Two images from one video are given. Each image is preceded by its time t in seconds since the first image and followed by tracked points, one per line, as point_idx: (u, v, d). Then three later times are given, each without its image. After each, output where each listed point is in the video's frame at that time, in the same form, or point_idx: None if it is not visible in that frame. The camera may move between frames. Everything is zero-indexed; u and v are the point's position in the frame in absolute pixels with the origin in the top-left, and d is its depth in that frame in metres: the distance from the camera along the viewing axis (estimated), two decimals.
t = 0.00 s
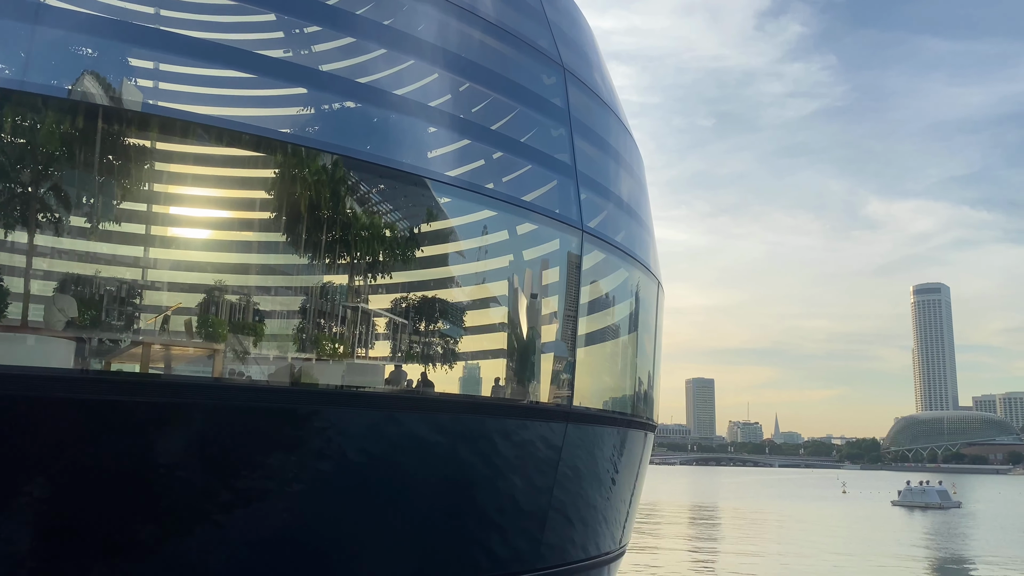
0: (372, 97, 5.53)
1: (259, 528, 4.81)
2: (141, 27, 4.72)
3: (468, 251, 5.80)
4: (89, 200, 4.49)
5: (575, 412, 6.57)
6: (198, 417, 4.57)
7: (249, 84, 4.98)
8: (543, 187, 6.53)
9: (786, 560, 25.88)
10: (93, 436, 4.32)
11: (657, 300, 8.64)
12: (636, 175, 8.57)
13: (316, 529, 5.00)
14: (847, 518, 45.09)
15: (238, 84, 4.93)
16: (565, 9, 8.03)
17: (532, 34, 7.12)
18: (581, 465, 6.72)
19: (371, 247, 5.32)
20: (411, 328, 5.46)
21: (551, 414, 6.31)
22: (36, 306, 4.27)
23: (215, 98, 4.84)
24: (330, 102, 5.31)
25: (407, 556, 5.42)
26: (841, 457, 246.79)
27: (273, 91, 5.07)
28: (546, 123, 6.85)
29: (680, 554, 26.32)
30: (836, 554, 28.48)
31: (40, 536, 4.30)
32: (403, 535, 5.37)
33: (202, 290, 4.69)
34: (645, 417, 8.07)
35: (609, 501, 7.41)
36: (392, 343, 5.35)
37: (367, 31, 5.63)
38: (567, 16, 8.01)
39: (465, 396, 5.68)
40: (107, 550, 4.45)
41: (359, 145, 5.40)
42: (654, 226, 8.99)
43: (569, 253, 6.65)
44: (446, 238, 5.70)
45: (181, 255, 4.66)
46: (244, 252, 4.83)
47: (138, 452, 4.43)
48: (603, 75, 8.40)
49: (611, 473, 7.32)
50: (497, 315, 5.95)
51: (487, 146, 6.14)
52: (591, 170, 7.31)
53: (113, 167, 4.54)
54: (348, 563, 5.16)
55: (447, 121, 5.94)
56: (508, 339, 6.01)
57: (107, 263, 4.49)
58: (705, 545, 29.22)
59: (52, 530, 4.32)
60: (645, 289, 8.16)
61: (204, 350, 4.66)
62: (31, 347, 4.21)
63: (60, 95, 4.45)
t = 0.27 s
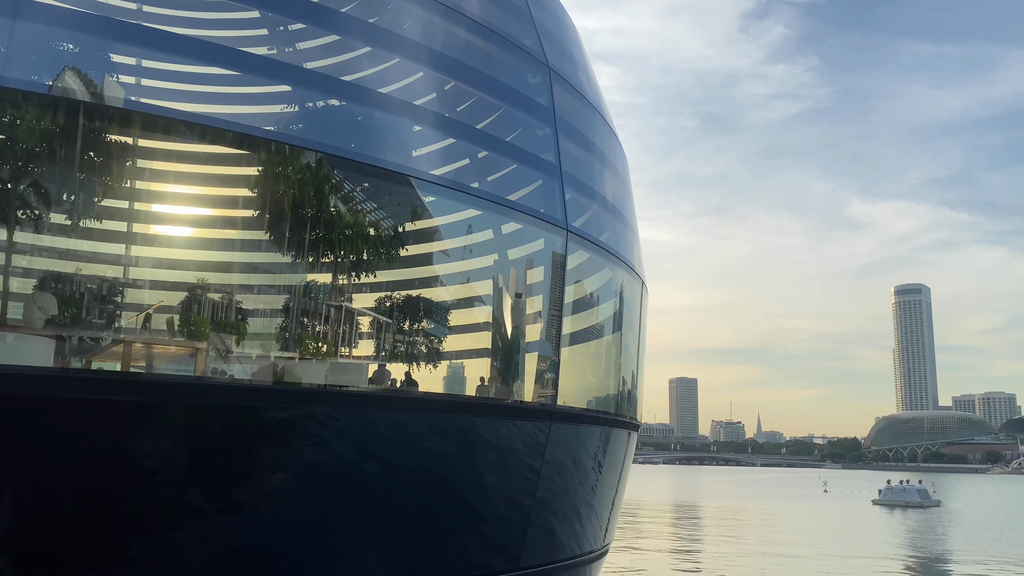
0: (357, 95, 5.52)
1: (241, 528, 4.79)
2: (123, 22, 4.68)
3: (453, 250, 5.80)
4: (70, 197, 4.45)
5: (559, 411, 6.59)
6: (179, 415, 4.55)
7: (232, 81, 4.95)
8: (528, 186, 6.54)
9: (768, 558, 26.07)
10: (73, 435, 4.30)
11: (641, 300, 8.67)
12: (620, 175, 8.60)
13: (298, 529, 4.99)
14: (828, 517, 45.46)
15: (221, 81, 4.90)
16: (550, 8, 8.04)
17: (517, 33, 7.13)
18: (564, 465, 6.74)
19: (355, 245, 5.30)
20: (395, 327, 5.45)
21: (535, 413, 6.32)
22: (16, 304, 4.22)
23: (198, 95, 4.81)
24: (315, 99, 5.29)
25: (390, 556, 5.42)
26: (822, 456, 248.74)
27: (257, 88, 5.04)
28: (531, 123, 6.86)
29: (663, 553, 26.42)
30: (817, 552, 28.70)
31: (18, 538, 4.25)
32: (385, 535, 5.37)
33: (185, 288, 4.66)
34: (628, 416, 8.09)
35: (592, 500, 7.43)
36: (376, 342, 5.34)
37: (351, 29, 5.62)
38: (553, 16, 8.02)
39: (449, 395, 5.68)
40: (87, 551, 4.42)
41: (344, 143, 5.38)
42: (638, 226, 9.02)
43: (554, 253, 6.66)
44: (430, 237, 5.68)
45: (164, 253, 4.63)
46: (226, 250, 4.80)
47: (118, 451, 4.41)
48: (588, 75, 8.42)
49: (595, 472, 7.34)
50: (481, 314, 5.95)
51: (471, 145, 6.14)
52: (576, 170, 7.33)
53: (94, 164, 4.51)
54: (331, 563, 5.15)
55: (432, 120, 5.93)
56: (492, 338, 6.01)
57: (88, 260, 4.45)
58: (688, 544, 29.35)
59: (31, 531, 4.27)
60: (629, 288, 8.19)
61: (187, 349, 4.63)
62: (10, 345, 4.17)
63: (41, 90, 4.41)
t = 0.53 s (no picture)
0: (338, 92, 5.49)
1: (219, 528, 4.77)
2: (101, 18, 4.62)
3: (434, 249, 5.78)
4: (46, 193, 4.39)
5: (540, 411, 6.60)
6: (157, 415, 4.51)
7: (212, 77, 4.91)
8: (509, 185, 6.55)
9: (747, 557, 26.26)
10: (48, 434, 4.25)
11: (622, 300, 8.70)
12: (602, 175, 8.62)
13: (276, 529, 4.97)
14: (805, 515, 45.87)
15: (200, 78, 4.86)
16: (533, 8, 8.04)
17: (500, 33, 7.13)
18: (545, 464, 6.75)
19: (335, 244, 5.27)
20: (376, 327, 5.43)
21: (516, 412, 6.32)
22: None
23: (177, 91, 4.77)
24: (295, 97, 5.27)
25: (369, 556, 5.41)
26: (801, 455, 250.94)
27: (237, 86, 5.00)
28: (513, 122, 6.86)
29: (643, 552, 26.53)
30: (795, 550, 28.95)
31: None
32: (365, 535, 5.36)
33: (163, 286, 4.63)
34: (609, 416, 8.12)
35: (572, 499, 7.45)
36: (357, 342, 5.32)
37: (333, 26, 5.59)
38: (535, 16, 8.03)
39: (430, 395, 5.67)
40: (63, 550, 4.40)
41: (324, 141, 5.36)
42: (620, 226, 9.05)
43: (535, 252, 6.67)
44: (412, 236, 5.67)
45: (141, 250, 4.60)
46: (205, 249, 4.77)
47: (95, 450, 4.38)
48: (570, 75, 8.44)
49: (575, 471, 7.37)
50: (463, 313, 5.94)
51: (453, 144, 6.13)
52: (558, 170, 7.35)
53: (71, 160, 4.45)
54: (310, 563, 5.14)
55: (414, 118, 5.92)
56: (473, 337, 6.01)
57: (65, 258, 4.40)
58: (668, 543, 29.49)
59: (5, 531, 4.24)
60: (610, 288, 8.21)
61: (165, 347, 4.59)
62: None
63: (17, 85, 4.34)
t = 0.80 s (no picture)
0: (322, 91, 5.47)
1: (199, 528, 4.74)
2: (81, 13, 4.57)
3: (418, 249, 5.77)
4: (24, 190, 4.34)
5: (523, 411, 6.61)
6: (139, 415, 4.47)
7: (194, 74, 4.87)
8: (493, 185, 6.55)
9: (728, 556, 26.41)
10: (26, 434, 4.21)
11: (606, 300, 8.73)
12: (586, 175, 8.64)
13: (257, 529, 4.94)
14: (786, 515, 46.22)
15: (182, 75, 4.83)
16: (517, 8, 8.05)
17: (484, 32, 7.12)
18: (527, 463, 6.76)
19: (318, 242, 5.25)
20: (359, 326, 5.41)
21: (499, 412, 6.32)
22: None
23: (159, 88, 4.73)
24: (278, 95, 5.24)
25: (351, 556, 5.40)
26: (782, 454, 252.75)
27: (220, 83, 4.97)
28: (497, 122, 6.87)
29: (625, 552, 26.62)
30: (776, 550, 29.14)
31: None
32: (347, 535, 5.35)
33: (144, 285, 4.59)
34: (592, 415, 8.15)
35: (555, 499, 7.47)
36: (340, 341, 5.29)
37: (317, 24, 5.57)
38: (520, 15, 8.03)
39: (414, 395, 5.65)
40: (40, 551, 4.35)
41: (307, 139, 5.33)
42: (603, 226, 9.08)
43: (519, 252, 6.67)
44: (395, 235, 5.65)
45: (122, 248, 4.56)
46: (187, 247, 4.74)
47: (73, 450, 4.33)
48: (554, 75, 8.45)
49: (558, 471, 7.38)
50: (446, 312, 5.93)
51: (438, 143, 6.13)
52: (542, 170, 7.36)
53: (50, 157, 4.40)
54: (291, 564, 5.12)
55: (398, 117, 5.91)
56: (457, 337, 6.00)
57: (44, 255, 4.36)
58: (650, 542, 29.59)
59: None
60: (593, 288, 8.23)
61: (145, 346, 4.55)
62: None
63: None
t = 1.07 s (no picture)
0: (302, 88, 5.45)
1: (177, 529, 4.70)
2: (58, 7, 4.51)
3: (399, 248, 5.75)
4: None
5: (504, 410, 6.61)
6: (116, 415, 4.43)
7: (172, 71, 4.83)
8: (475, 184, 6.55)
9: (707, 555, 26.58)
10: None
11: (586, 299, 8.76)
12: (567, 175, 8.67)
13: (235, 530, 4.91)
14: (764, 513, 46.60)
15: (161, 71, 4.78)
16: (499, 8, 8.05)
17: (466, 32, 7.12)
18: (508, 463, 6.77)
19: (298, 241, 5.23)
20: (338, 326, 5.39)
21: (480, 412, 6.33)
22: None
23: (137, 85, 4.69)
24: (258, 92, 5.21)
25: (330, 557, 5.38)
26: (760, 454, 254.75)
27: (199, 80, 4.94)
28: (479, 121, 6.87)
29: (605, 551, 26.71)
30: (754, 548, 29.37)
31: None
32: (325, 535, 5.33)
33: (121, 283, 4.55)
34: (572, 415, 8.17)
35: (535, 498, 7.49)
36: (319, 341, 5.27)
37: (298, 22, 5.54)
38: (501, 15, 8.04)
39: (393, 395, 5.64)
40: (15, 553, 4.28)
41: (288, 137, 5.30)
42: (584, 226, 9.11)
43: (500, 252, 6.68)
44: (376, 234, 5.63)
45: (99, 246, 4.52)
46: (165, 245, 4.70)
47: (48, 450, 4.28)
48: (536, 75, 8.46)
49: (538, 470, 7.41)
50: (427, 312, 5.92)
51: (419, 142, 6.12)
52: (523, 170, 7.37)
53: (25, 153, 4.35)
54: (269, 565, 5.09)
55: (379, 115, 5.89)
56: (437, 337, 5.99)
57: (19, 253, 4.31)
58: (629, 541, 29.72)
59: None
60: (574, 288, 8.25)
61: (122, 345, 4.51)
62: None
63: None
